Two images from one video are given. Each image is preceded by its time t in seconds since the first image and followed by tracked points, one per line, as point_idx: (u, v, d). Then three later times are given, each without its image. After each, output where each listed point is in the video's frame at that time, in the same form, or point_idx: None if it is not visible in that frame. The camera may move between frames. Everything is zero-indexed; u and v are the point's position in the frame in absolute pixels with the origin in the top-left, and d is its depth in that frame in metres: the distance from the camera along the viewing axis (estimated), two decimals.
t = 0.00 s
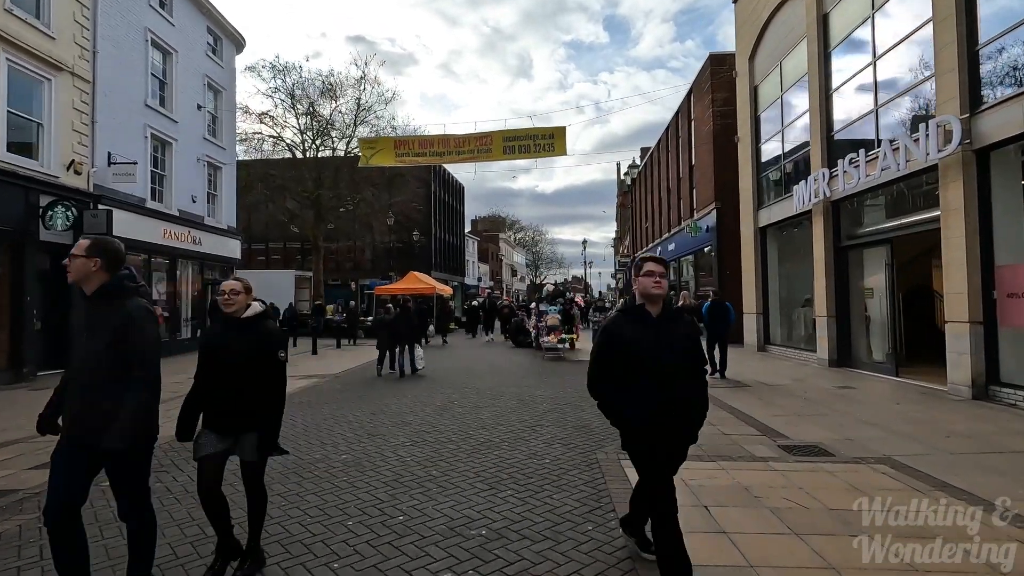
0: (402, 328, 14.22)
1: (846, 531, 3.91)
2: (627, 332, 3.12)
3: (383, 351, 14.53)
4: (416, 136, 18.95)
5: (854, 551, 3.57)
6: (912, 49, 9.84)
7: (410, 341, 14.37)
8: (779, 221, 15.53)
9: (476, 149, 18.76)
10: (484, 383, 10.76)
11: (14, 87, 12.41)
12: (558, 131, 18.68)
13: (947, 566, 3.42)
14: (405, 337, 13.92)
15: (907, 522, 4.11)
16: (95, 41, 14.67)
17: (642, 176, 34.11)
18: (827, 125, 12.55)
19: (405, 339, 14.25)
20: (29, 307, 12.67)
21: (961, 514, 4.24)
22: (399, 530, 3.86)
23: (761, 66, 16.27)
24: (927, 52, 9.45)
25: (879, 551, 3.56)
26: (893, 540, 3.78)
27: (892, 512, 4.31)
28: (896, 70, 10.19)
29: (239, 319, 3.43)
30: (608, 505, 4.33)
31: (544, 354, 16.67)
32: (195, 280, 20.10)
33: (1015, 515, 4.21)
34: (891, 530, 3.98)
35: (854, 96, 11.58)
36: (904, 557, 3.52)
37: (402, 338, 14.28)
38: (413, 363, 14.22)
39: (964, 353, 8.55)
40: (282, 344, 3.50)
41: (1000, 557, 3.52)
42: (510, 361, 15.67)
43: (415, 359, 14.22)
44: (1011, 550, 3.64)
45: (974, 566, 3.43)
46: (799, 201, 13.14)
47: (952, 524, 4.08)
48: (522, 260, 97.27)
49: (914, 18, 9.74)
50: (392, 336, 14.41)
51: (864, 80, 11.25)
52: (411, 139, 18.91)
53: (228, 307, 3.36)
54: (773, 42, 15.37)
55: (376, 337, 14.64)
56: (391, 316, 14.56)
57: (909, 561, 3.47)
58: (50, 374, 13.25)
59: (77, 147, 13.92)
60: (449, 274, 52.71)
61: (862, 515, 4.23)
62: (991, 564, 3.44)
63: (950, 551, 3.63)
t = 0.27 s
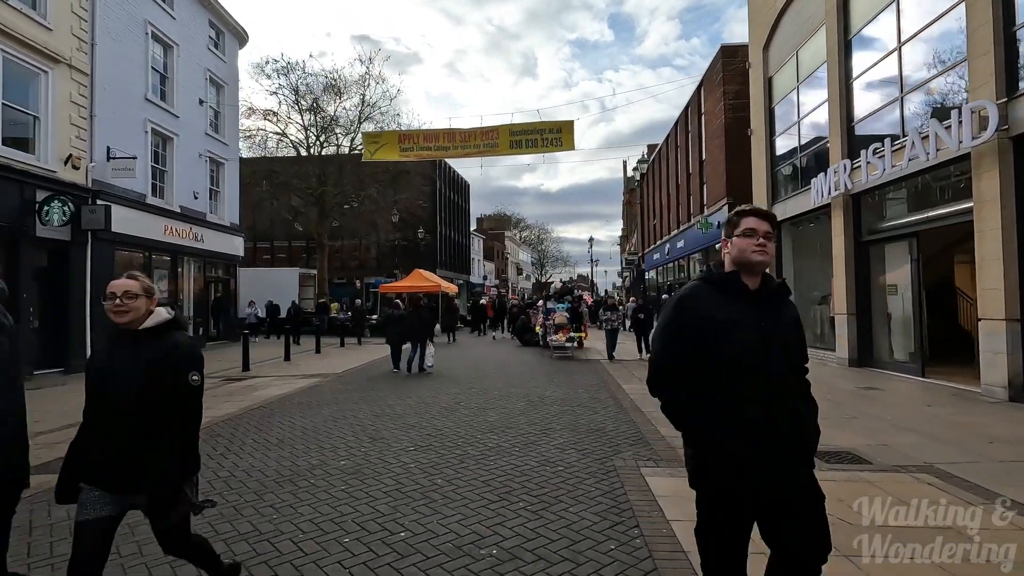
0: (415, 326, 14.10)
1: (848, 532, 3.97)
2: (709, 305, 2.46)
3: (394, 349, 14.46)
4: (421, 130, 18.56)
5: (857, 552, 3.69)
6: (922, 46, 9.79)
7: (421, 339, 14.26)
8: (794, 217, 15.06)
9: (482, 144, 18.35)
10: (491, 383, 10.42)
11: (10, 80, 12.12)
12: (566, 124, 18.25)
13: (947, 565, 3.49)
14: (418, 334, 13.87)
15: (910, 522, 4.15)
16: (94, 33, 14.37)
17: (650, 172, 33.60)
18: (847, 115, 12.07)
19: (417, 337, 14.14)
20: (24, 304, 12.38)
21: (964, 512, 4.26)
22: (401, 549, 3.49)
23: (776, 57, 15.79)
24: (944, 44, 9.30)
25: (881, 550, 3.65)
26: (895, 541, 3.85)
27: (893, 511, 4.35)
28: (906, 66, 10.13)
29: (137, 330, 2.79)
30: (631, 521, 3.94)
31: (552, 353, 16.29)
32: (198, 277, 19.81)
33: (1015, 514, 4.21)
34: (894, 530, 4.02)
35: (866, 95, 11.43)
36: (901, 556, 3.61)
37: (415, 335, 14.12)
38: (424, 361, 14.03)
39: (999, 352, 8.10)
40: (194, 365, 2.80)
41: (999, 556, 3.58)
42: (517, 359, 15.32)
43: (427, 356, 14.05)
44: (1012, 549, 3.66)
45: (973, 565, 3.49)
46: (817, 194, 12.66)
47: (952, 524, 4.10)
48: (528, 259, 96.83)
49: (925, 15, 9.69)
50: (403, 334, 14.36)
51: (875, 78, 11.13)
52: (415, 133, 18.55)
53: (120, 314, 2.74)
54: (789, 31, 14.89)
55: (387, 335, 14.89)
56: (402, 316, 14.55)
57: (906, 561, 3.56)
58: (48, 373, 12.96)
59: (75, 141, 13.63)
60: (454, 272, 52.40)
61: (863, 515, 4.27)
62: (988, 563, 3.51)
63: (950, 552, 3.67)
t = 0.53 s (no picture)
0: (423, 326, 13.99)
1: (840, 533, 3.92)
2: (888, 331, 1.70)
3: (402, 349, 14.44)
4: (425, 128, 18.25)
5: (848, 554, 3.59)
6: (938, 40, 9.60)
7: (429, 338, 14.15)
8: (808, 215, 14.66)
9: (487, 141, 18.00)
10: (495, 386, 10.10)
11: (5, 75, 11.86)
12: (572, 121, 17.88)
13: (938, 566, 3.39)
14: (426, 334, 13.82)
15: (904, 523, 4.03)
16: (92, 29, 14.10)
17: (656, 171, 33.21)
18: (865, 109, 11.67)
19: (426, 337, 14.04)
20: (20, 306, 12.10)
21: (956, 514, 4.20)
22: None
23: (788, 51, 15.40)
24: (949, 42, 9.31)
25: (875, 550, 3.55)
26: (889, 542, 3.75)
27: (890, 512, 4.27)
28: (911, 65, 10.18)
29: None
30: (656, 546, 3.57)
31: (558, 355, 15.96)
32: (200, 278, 19.55)
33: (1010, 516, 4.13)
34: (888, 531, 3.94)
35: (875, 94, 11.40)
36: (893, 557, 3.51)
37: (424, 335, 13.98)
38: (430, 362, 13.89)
39: None
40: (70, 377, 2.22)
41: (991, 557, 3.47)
42: (522, 361, 15.00)
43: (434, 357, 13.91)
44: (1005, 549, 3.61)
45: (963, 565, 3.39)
46: (834, 191, 12.23)
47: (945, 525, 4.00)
48: (532, 259, 96.51)
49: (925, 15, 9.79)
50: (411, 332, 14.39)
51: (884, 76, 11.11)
52: (419, 130, 18.24)
53: None
54: (802, 23, 14.49)
55: (394, 335, 14.80)
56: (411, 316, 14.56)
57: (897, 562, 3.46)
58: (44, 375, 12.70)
59: (72, 138, 13.37)
60: (458, 272, 52.15)
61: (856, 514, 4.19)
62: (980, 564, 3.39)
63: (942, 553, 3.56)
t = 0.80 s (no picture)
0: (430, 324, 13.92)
1: (845, 531, 3.73)
2: None
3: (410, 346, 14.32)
4: (428, 123, 17.84)
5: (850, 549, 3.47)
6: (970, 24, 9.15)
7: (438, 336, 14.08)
8: (825, 210, 14.17)
9: (492, 136, 17.58)
10: (501, 387, 9.72)
11: None
12: (579, 115, 17.46)
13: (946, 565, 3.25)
14: (431, 333, 13.79)
15: (908, 523, 3.87)
16: (88, 20, 13.76)
17: (664, 168, 32.70)
18: (888, 98, 11.19)
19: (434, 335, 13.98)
20: (13, 305, 11.76)
21: (963, 515, 4.02)
22: None
23: (804, 41, 14.91)
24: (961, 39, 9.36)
25: (878, 548, 3.41)
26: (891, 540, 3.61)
27: (893, 512, 4.09)
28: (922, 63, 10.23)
29: None
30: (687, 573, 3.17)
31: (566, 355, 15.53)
32: (200, 277, 19.20)
33: (1016, 514, 4.03)
34: (891, 531, 3.77)
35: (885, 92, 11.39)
36: (899, 557, 3.35)
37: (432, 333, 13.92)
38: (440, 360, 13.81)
39: None
40: None
41: (1001, 557, 3.33)
42: (529, 361, 14.60)
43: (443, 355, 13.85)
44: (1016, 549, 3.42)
45: (973, 566, 3.24)
46: (853, 184, 11.75)
47: (952, 525, 3.88)
48: (537, 258, 96.16)
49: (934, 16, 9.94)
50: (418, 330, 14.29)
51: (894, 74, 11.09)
52: (423, 126, 17.82)
53: None
54: (819, 12, 14.01)
55: (399, 334, 14.72)
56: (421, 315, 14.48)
57: (902, 561, 3.31)
58: (37, 376, 12.37)
59: (67, 132, 13.05)
60: (463, 271, 51.83)
61: (861, 514, 4.03)
62: (990, 564, 3.25)
63: (949, 552, 3.43)
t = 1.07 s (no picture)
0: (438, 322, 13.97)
1: (845, 532, 3.76)
2: None
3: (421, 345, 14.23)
4: (434, 119, 17.44)
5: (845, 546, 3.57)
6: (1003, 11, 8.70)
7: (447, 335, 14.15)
8: (843, 207, 13.70)
9: (499, 132, 17.17)
10: (508, 391, 9.36)
11: None
12: (588, 110, 17.03)
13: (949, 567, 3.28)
14: (442, 333, 13.87)
15: (907, 523, 3.93)
16: (85, 14, 13.46)
17: (673, 166, 32.20)
18: (913, 90, 10.73)
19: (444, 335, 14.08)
20: (8, 306, 11.45)
21: (962, 515, 4.05)
22: None
23: (821, 32, 14.42)
24: (965, 37, 9.45)
25: (878, 552, 3.44)
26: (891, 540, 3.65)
27: (892, 513, 4.12)
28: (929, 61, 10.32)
29: None
30: None
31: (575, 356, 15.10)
32: (201, 277, 18.86)
33: (1015, 516, 4.07)
34: (890, 531, 3.80)
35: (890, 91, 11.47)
36: (899, 557, 3.40)
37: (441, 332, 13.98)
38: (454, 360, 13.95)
39: None
40: None
41: (1000, 557, 3.36)
42: (536, 362, 14.22)
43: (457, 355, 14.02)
44: (1014, 550, 3.45)
45: (973, 565, 3.28)
46: (876, 179, 11.28)
47: (951, 524, 3.93)
48: (542, 257, 95.71)
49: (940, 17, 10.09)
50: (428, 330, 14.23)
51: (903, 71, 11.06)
52: (430, 122, 17.41)
53: None
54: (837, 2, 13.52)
55: (410, 335, 14.74)
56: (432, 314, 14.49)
57: (903, 561, 3.35)
58: (33, 378, 12.07)
59: (63, 129, 12.76)
60: (468, 271, 51.45)
61: (912, 541, 3.64)
62: (990, 565, 3.28)
63: (949, 552, 3.48)
